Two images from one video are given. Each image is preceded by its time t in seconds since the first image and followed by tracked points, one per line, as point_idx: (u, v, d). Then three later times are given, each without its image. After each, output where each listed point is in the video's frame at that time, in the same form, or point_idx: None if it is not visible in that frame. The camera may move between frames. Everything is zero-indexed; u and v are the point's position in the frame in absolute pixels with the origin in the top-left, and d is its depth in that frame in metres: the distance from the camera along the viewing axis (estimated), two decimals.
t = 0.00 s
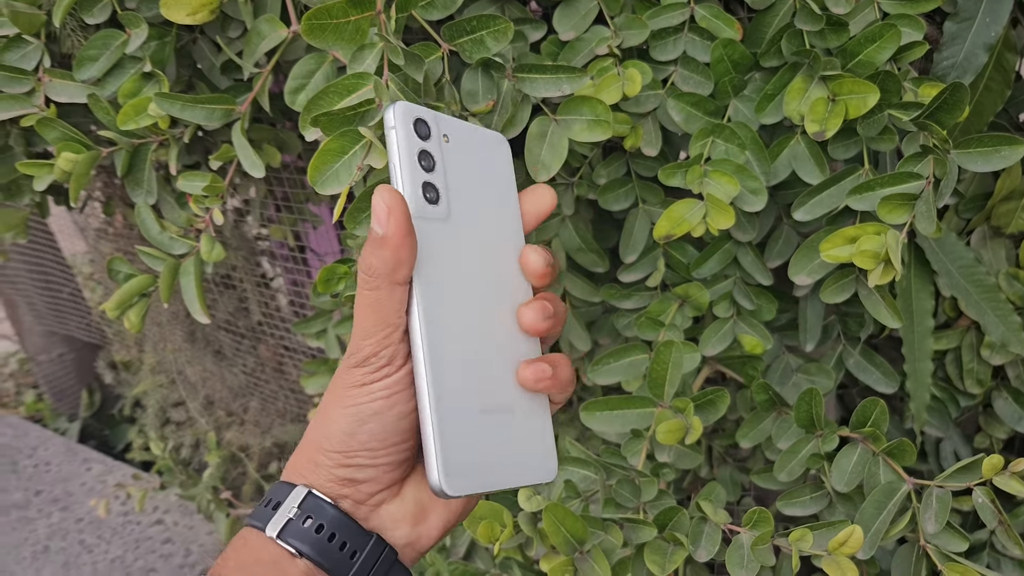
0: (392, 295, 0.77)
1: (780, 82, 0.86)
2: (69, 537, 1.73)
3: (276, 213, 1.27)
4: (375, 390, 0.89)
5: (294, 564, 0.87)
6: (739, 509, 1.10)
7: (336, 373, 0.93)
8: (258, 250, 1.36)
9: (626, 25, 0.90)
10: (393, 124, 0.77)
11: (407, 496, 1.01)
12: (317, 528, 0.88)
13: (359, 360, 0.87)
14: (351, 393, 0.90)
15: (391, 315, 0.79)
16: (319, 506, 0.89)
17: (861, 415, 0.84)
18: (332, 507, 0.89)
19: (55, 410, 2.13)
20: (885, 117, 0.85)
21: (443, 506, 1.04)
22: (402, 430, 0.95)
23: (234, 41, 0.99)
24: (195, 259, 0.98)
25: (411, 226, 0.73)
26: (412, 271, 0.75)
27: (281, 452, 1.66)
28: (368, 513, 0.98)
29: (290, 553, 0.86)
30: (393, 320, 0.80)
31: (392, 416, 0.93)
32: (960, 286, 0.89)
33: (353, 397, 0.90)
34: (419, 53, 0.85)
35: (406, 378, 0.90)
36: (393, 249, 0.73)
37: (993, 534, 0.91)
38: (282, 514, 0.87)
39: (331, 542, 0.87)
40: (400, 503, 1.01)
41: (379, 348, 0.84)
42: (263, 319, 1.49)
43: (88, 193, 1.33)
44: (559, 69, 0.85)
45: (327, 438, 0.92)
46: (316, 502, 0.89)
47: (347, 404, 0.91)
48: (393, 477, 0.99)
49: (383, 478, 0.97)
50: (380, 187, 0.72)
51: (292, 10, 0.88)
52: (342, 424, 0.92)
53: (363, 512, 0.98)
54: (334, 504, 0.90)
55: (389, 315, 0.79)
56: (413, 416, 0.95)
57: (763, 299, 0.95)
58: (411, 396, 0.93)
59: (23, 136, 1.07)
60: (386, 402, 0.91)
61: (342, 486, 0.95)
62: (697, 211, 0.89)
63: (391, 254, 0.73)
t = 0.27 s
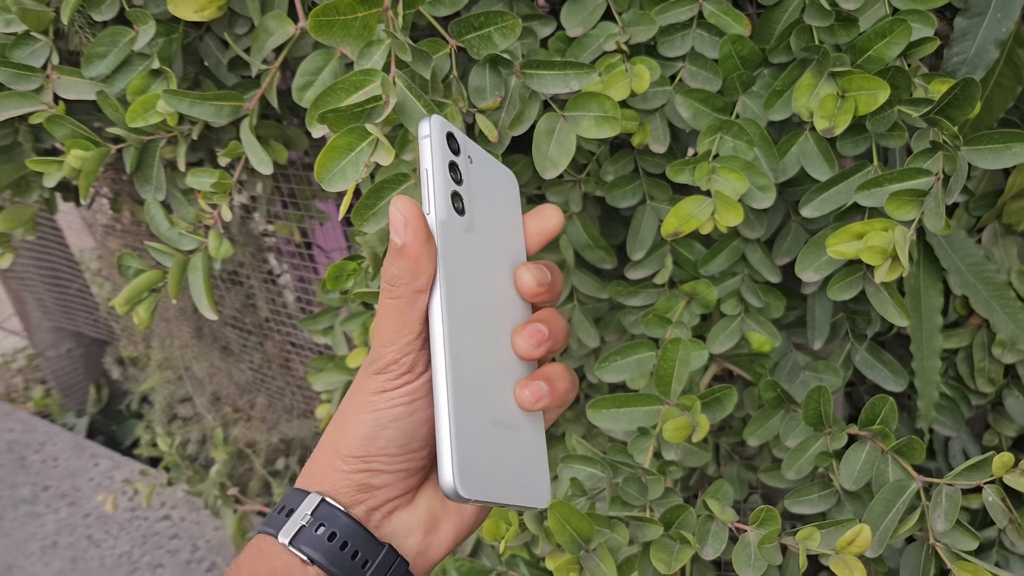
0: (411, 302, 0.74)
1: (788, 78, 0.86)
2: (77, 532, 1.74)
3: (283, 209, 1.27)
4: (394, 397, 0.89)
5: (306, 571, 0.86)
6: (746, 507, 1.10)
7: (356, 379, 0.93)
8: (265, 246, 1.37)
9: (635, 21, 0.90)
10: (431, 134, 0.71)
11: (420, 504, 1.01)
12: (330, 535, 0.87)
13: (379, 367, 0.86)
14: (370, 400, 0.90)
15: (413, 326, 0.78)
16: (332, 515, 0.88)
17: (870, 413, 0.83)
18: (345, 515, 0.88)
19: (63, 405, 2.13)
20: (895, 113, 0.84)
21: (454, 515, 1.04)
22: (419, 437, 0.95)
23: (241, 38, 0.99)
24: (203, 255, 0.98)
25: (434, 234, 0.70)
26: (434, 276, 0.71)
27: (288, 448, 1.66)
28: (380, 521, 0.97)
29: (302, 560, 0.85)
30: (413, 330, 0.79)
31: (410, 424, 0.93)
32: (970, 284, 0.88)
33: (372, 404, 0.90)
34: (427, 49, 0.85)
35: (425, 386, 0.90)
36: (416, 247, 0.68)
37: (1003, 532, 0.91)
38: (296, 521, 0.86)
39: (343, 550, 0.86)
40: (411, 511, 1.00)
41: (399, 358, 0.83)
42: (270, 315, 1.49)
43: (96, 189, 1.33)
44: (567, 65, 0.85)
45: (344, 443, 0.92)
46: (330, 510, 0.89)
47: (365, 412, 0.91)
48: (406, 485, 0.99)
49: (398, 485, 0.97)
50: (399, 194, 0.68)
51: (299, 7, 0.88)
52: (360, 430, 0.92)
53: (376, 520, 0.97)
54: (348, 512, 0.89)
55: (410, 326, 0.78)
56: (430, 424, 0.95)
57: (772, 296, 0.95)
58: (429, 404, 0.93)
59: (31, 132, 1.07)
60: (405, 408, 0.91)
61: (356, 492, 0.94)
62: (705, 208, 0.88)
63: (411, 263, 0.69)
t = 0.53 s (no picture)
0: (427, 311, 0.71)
1: (797, 72, 0.84)
2: (83, 528, 1.71)
3: (287, 204, 1.26)
4: (399, 400, 0.86)
5: None
6: (753, 505, 1.09)
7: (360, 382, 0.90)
8: (270, 242, 1.36)
9: (641, 15, 0.88)
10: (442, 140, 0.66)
11: (421, 510, 0.97)
12: (327, 542, 0.85)
13: (385, 370, 0.83)
14: (375, 404, 0.87)
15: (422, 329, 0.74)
16: (330, 521, 0.86)
17: (879, 412, 0.82)
18: (343, 522, 0.86)
19: (69, 401, 2.13)
20: (905, 107, 0.83)
21: (457, 522, 0.99)
22: (423, 442, 0.92)
23: (244, 32, 0.98)
24: (203, 251, 0.98)
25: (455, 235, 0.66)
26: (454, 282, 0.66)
27: (293, 444, 1.66)
28: (379, 529, 0.93)
29: (299, 567, 0.83)
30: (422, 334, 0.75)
31: (414, 429, 0.90)
32: (981, 280, 0.87)
33: (377, 408, 0.87)
34: (429, 44, 0.84)
35: (432, 389, 0.87)
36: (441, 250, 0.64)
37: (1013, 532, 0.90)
38: (292, 528, 0.84)
39: (341, 557, 0.84)
40: (413, 518, 0.96)
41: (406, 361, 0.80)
42: (275, 311, 1.49)
43: (100, 185, 1.33)
44: (570, 61, 0.84)
45: (346, 446, 0.89)
46: (328, 517, 0.86)
47: (369, 416, 0.88)
48: (409, 491, 0.95)
49: (400, 490, 0.93)
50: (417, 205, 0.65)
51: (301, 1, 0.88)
52: (363, 433, 0.88)
53: (375, 528, 0.92)
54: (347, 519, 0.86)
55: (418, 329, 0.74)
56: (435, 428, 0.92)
57: (780, 293, 0.93)
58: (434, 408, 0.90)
59: (35, 128, 1.07)
60: (410, 412, 0.88)
61: (357, 498, 0.90)
62: (712, 204, 0.87)
63: (428, 273, 0.65)
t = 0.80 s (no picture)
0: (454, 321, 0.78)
1: (804, 63, 0.83)
2: (87, 522, 1.71)
3: (290, 197, 1.25)
4: (409, 401, 0.88)
5: None
6: (759, 501, 1.08)
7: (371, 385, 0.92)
8: (272, 236, 1.35)
9: (645, 5, 0.87)
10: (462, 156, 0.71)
11: (425, 512, 0.94)
12: (326, 546, 0.84)
13: (398, 371, 0.86)
14: (384, 404, 0.89)
15: (444, 337, 0.80)
16: (330, 525, 0.85)
17: (887, 408, 0.81)
18: (342, 525, 0.85)
19: (75, 396, 2.13)
20: (914, 99, 0.81)
21: (462, 526, 0.96)
22: (430, 445, 0.93)
23: (244, 24, 0.97)
24: (201, 246, 0.97)
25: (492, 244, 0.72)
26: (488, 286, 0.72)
27: (297, 439, 1.65)
28: (382, 531, 0.90)
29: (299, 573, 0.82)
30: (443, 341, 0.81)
31: (422, 432, 0.91)
32: (991, 275, 0.85)
33: (388, 409, 0.89)
34: (427, 35, 0.83)
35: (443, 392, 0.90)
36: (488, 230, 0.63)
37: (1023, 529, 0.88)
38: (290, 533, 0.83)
39: (340, 560, 0.83)
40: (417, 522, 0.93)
41: (420, 365, 0.84)
42: (278, 305, 1.48)
43: (102, 179, 1.33)
44: (572, 52, 0.83)
45: (352, 446, 0.90)
46: (326, 520, 0.85)
47: (379, 416, 0.89)
48: (414, 495, 0.94)
49: (404, 492, 0.92)
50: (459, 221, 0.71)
51: None
52: (371, 432, 0.89)
53: (377, 530, 0.90)
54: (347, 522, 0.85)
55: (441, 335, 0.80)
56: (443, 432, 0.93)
57: (786, 287, 0.92)
58: (443, 411, 0.92)
59: (35, 121, 1.06)
60: (419, 413, 0.89)
61: (361, 498, 0.89)
62: (717, 196, 0.86)
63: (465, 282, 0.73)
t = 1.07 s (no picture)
0: (465, 342, 0.77)
1: (809, 53, 0.81)
2: (92, 516, 1.66)
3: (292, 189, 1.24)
4: (415, 412, 0.86)
5: None
6: (764, 496, 1.07)
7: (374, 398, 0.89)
8: (274, 230, 1.34)
9: None
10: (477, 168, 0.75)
11: (436, 522, 0.91)
12: (336, 562, 0.79)
13: (403, 382, 0.84)
14: (393, 415, 0.86)
15: (456, 353, 0.78)
16: (340, 540, 0.80)
17: (893, 403, 0.80)
18: (353, 539, 0.80)
19: (79, 390, 2.13)
20: (922, 88, 0.79)
21: (474, 532, 0.93)
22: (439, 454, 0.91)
23: (243, 15, 0.96)
24: (201, 240, 0.97)
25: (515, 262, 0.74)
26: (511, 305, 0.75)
27: (301, 433, 1.65)
28: (394, 543, 0.86)
29: None
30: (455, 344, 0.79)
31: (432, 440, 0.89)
32: (998, 266, 0.84)
33: (398, 419, 0.86)
34: (427, 25, 0.83)
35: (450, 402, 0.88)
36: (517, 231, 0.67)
37: None
38: (298, 552, 0.79)
39: None
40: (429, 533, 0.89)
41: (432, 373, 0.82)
42: (280, 299, 1.48)
43: (103, 172, 1.32)
44: (574, 41, 0.82)
45: (361, 456, 0.87)
46: (335, 536, 0.80)
47: (388, 428, 0.87)
48: (425, 505, 0.90)
49: (415, 502, 0.89)
50: (489, 244, 0.75)
51: None
52: (379, 445, 0.87)
53: (389, 542, 0.86)
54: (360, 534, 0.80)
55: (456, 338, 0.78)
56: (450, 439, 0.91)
57: (791, 280, 0.91)
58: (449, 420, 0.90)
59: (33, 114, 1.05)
60: (427, 422, 0.87)
61: (373, 510, 0.86)
62: (721, 188, 0.85)
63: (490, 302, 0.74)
